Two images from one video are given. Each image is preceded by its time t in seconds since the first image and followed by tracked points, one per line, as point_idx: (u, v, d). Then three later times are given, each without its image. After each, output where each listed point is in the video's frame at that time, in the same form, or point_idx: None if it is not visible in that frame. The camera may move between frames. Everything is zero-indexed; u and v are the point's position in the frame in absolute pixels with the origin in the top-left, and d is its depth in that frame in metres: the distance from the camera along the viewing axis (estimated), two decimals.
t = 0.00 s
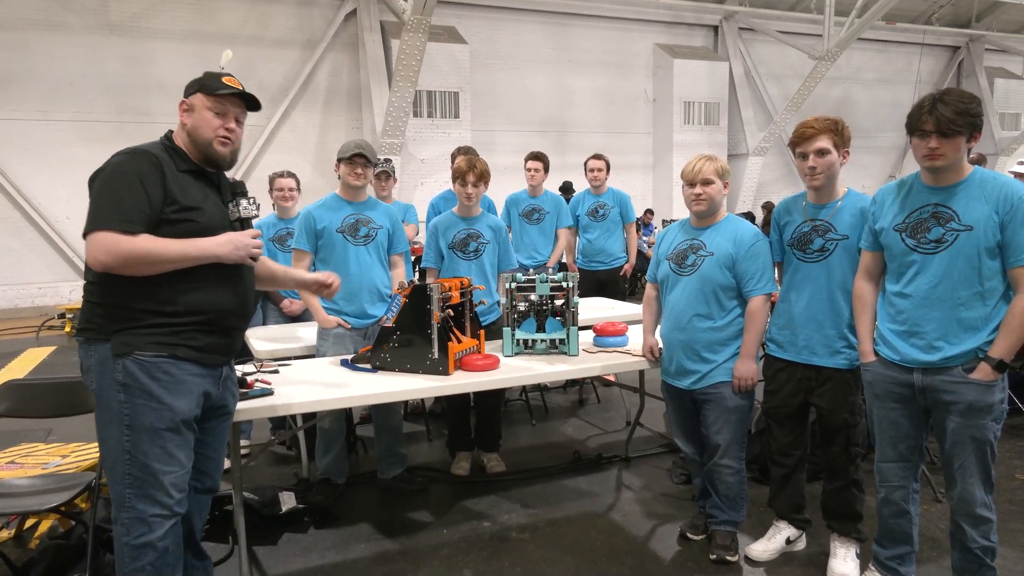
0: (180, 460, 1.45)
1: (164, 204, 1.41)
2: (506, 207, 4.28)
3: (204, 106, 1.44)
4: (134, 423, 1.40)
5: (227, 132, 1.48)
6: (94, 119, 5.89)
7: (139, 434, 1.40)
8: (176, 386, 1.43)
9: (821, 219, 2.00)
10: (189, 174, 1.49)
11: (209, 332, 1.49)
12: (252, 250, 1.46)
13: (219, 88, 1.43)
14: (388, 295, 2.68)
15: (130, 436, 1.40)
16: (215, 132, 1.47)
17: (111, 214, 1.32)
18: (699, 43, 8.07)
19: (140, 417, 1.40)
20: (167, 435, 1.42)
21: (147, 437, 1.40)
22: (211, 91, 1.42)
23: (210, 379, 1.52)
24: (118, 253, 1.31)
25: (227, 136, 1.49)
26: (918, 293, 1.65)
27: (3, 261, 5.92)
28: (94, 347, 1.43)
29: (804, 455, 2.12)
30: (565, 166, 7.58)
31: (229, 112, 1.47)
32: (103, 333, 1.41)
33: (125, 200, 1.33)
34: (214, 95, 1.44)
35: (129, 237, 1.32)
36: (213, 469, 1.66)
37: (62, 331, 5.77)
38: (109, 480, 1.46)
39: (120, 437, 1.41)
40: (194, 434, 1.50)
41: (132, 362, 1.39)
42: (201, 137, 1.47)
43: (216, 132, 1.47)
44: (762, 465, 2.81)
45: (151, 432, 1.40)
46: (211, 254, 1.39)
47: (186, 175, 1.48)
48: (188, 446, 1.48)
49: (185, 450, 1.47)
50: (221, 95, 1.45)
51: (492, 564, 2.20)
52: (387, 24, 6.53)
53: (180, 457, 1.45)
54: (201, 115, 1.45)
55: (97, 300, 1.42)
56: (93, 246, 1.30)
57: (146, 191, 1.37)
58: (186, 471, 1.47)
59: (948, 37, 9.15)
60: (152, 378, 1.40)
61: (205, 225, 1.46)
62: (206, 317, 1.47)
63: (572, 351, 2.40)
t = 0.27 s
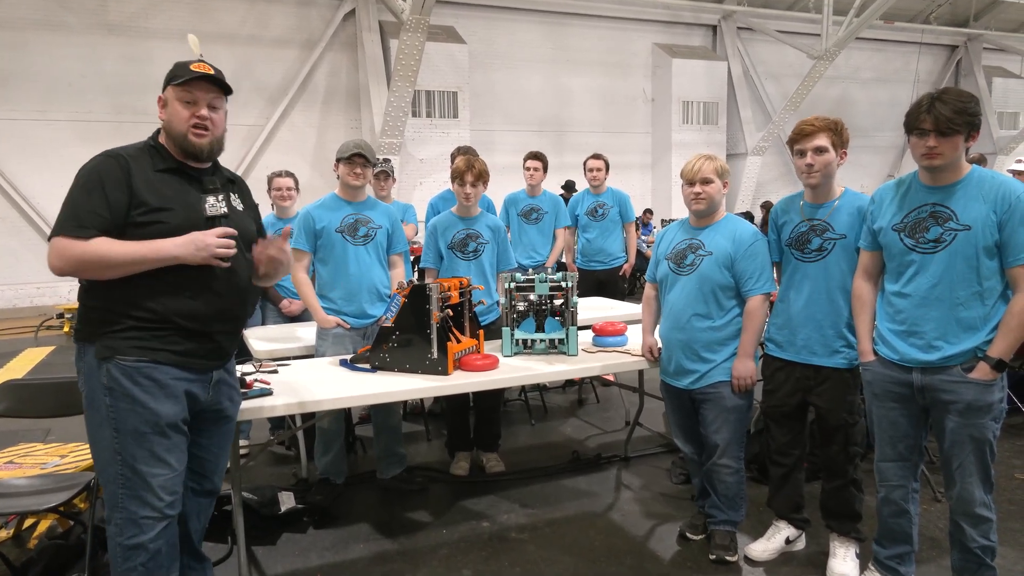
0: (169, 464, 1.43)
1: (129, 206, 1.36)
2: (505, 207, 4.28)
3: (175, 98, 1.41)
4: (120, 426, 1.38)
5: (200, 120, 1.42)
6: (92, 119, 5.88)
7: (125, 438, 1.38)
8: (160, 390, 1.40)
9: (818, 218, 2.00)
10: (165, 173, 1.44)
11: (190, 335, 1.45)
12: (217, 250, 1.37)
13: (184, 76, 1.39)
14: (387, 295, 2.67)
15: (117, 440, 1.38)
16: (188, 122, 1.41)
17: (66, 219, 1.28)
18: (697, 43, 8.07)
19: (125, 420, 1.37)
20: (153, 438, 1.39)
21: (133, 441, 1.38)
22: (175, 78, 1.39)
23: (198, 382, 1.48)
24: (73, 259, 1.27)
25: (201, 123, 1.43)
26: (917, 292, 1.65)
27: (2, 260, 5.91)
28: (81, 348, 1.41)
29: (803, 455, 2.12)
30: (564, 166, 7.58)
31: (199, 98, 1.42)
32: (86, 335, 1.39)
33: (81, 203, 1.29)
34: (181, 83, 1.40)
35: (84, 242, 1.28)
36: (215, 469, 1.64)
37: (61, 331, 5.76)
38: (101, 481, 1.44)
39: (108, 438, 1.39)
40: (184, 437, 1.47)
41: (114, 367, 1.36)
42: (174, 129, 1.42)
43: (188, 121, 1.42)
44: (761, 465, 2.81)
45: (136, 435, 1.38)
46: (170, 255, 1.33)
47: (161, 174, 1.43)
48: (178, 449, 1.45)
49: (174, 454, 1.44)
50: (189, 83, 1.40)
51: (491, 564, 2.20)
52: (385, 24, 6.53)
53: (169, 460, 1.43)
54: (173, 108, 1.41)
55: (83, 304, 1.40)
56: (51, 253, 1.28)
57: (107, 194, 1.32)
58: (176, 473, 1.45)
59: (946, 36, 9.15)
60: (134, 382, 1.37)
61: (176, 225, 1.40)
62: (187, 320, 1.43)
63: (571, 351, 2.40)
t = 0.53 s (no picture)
0: (158, 476, 1.38)
1: (102, 213, 1.31)
2: (507, 208, 4.28)
3: (143, 92, 1.37)
4: (110, 438, 1.34)
5: (168, 111, 1.37)
6: (95, 121, 5.90)
7: (113, 450, 1.34)
8: (148, 402, 1.35)
9: (820, 220, 2.00)
10: (140, 173, 1.37)
11: (176, 344, 1.39)
12: (192, 252, 1.31)
13: (145, 66, 1.35)
14: (389, 296, 2.67)
15: (105, 451, 1.34)
16: (157, 115, 1.37)
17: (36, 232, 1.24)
18: (699, 44, 8.06)
19: (113, 432, 1.34)
20: (142, 451, 1.35)
21: (122, 453, 1.34)
22: (140, 72, 1.35)
23: (188, 392, 1.43)
24: (46, 272, 1.24)
25: (170, 115, 1.37)
26: (920, 295, 1.65)
27: (5, 262, 5.93)
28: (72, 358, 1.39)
29: (806, 457, 2.12)
30: (565, 168, 7.58)
31: (165, 89, 1.37)
32: (74, 345, 1.36)
33: (49, 215, 1.25)
34: (146, 75, 1.35)
35: (55, 254, 1.24)
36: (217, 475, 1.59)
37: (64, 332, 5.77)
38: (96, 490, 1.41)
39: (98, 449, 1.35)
40: (176, 447, 1.43)
41: (101, 377, 1.33)
42: (145, 125, 1.37)
43: (157, 114, 1.37)
44: (763, 467, 2.80)
45: (125, 448, 1.34)
46: (141, 260, 1.27)
47: (135, 175, 1.36)
48: (168, 460, 1.41)
49: (164, 465, 1.40)
50: (153, 74, 1.35)
51: (493, 566, 2.20)
52: (387, 26, 6.54)
53: (159, 472, 1.38)
54: (142, 104, 1.37)
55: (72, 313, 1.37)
56: (26, 267, 1.25)
57: (77, 202, 1.27)
58: (166, 485, 1.40)
59: (949, 37, 9.14)
60: (120, 394, 1.33)
61: (151, 228, 1.34)
62: (173, 328, 1.38)
63: (573, 352, 2.40)
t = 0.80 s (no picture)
0: (139, 486, 1.35)
1: (71, 222, 1.28)
2: (506, 208, 4.28)
3: (125, 89, 1.34)
4: (87, 448, 1.32)
5: (149, 109, 1.34)
6: (94, 120, 5.90)
7: (91, 461, 1.32)
8: (124, 413, 1.33)
9: (819, 220, 2.00)
10: (114, 179, 1.34)
11: (150, 357, 1.36)
12: (160, 267, 1.25)
13: (128, 64, 1.33)
14: (388, 296, 2.67)
15: (85, 462, 1.33)
16: (137, 113, 1.33)
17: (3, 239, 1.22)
18: (698, 45, 8.07)
19: (90, 444, 1.32)
20: (120, 462, 1.33)
21: (100, 464, 1.32)
22: (125, 66, 1.33)
23: (167, 403, 1.40)
24: (12, 283, 1.21)
25: (151, 113, 1.34)
26: (918, 295, 1.65)
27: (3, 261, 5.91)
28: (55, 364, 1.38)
29: (806, 457, 2.12)
30: (565, 168, 7.59)
31: (148, 86, 1.34)
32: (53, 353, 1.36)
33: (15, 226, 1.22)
34: (129, 71, 1.33)
35: (21, 264, 1.21)
36: (211, 481, 1.56)
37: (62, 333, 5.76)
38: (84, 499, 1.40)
39: (77, 459, 1.34)
40: (159, 458, 1.40)
41: (77, 389, 1.32)
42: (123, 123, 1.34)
43: (137, 112, 1.33)
44: (762, 467, 2.81)
45: (102, 459, 1.32)
46: (106, 273, 1.23)
47: (109, 181, 1.33)
48: (150, 471, 1.38)
49: (144, 476, 1.37)
50: (137, 71, 1.34)
51: (492, 565, 2.20)
52: (387, 26, 6.54)
53: (139, 482, 1.35)
54: (123, 101, 1.34)
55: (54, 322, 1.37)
56: None
57: (47, 209, 1.25)
58: (149, 495, 1.37)
59: (947, 38, 9.15)
60: (96, 405, 1.32)
61: (121, 240, 1.30)
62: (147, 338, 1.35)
63: (572, 352, 2.40)
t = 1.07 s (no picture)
0: (130, 492, 1.35)
1: (66, 234, 1.27)
2: (507, 209, 4.29)
3: (133, 100, 1.31)
4: (74, 455, 1.33)
5: (156, 127, 1.32)
6: (95, 121, 5.91)
7: (79, 468, 1.32)
8: (109, 421, 1.33)
9: (822, 221, 2.00)
10: (114, 191, 1.33)
11: (136, 368, 1.36)
12: (156, 295, 1.24)
13: (137, 78, 1.28)
14: (389, 297, 2.68)
15: (73, 468, 1.33)
16: (143, 129, 1.31)
17: None
18: (698, 46, 8.08)
19: (77, 451, 1.32)
20: (106, 469, 1.33)
21: (88, 471, 1.32)
22: (134, 79, 1.29)
23: (153, 411, 1.40)
24: (4, 294, 1.21)
25: (158, 131, 1.32)
26: (919, 297, 1.65)
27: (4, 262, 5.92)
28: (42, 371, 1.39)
29: (807, 458, 2.12)
30: (565, 168, 7.59)
31: (158, 103, 1.31)
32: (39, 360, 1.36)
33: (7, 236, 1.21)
34: (138, 86, 1.29)
35: (14, 276, 1.21)
36: (208, 482, 1.55)
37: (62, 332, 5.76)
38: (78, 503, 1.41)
39: (67, 466, 1.35)
40: (148, 464, 1.39)
41: (62, 396, 1.32)
42: (128, 137, 1.32)
43: (144, 128, 1.31)
44: (763, 468, 2.81)
45: (88, 466, 1.32)
46: (101, 295, 1.23)
47: (108, 194, 1.32)
48: (140, 477, 1.37)
49: (133, 482, 1.36)
50: (148, 84, 1.30)
51: (492, 566, 2.20)
52: (388, 27, 6.55)
53: (129, 488, 1.35)
54: (129, 113, 1.32)
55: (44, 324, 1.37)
56: None
57: (42, 220, 1.24)
58: (141, 500, 1.37)
59: (948, 39, 9.15)
60: (80, 414, 1.32)
61: (115, 257, 1.29)
62: (131, 348, 1.34)
63: (573, 353, 2.40)
